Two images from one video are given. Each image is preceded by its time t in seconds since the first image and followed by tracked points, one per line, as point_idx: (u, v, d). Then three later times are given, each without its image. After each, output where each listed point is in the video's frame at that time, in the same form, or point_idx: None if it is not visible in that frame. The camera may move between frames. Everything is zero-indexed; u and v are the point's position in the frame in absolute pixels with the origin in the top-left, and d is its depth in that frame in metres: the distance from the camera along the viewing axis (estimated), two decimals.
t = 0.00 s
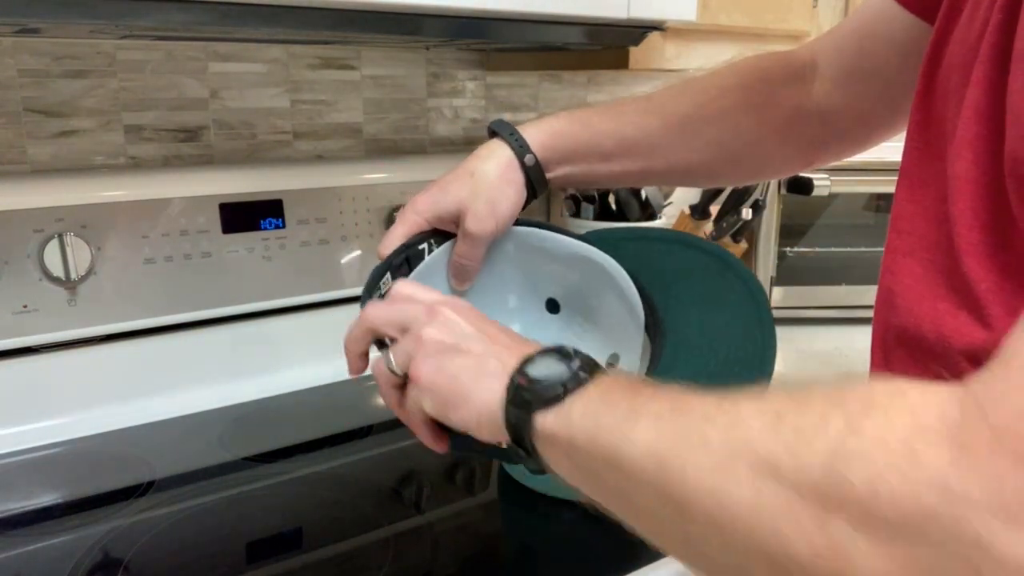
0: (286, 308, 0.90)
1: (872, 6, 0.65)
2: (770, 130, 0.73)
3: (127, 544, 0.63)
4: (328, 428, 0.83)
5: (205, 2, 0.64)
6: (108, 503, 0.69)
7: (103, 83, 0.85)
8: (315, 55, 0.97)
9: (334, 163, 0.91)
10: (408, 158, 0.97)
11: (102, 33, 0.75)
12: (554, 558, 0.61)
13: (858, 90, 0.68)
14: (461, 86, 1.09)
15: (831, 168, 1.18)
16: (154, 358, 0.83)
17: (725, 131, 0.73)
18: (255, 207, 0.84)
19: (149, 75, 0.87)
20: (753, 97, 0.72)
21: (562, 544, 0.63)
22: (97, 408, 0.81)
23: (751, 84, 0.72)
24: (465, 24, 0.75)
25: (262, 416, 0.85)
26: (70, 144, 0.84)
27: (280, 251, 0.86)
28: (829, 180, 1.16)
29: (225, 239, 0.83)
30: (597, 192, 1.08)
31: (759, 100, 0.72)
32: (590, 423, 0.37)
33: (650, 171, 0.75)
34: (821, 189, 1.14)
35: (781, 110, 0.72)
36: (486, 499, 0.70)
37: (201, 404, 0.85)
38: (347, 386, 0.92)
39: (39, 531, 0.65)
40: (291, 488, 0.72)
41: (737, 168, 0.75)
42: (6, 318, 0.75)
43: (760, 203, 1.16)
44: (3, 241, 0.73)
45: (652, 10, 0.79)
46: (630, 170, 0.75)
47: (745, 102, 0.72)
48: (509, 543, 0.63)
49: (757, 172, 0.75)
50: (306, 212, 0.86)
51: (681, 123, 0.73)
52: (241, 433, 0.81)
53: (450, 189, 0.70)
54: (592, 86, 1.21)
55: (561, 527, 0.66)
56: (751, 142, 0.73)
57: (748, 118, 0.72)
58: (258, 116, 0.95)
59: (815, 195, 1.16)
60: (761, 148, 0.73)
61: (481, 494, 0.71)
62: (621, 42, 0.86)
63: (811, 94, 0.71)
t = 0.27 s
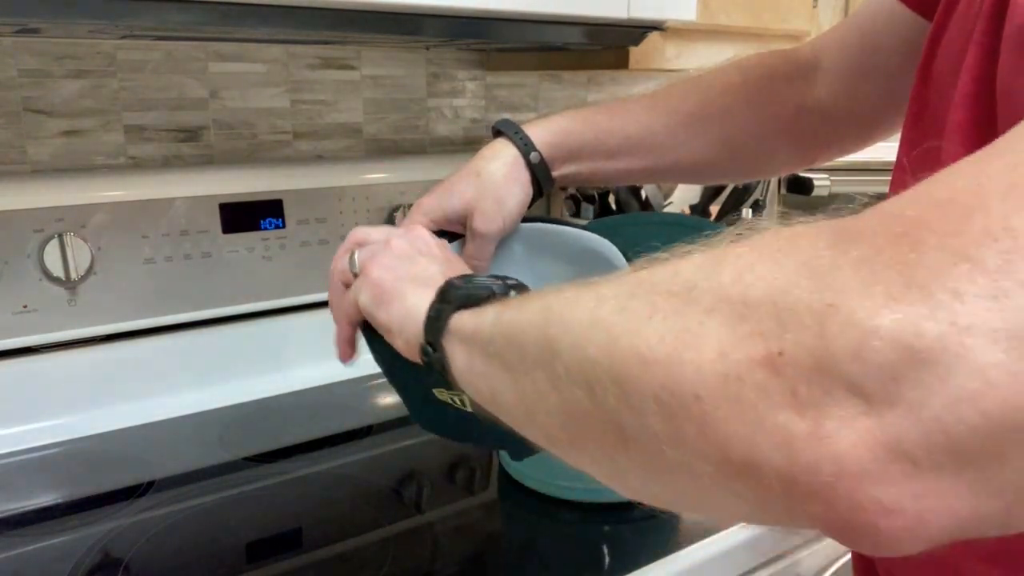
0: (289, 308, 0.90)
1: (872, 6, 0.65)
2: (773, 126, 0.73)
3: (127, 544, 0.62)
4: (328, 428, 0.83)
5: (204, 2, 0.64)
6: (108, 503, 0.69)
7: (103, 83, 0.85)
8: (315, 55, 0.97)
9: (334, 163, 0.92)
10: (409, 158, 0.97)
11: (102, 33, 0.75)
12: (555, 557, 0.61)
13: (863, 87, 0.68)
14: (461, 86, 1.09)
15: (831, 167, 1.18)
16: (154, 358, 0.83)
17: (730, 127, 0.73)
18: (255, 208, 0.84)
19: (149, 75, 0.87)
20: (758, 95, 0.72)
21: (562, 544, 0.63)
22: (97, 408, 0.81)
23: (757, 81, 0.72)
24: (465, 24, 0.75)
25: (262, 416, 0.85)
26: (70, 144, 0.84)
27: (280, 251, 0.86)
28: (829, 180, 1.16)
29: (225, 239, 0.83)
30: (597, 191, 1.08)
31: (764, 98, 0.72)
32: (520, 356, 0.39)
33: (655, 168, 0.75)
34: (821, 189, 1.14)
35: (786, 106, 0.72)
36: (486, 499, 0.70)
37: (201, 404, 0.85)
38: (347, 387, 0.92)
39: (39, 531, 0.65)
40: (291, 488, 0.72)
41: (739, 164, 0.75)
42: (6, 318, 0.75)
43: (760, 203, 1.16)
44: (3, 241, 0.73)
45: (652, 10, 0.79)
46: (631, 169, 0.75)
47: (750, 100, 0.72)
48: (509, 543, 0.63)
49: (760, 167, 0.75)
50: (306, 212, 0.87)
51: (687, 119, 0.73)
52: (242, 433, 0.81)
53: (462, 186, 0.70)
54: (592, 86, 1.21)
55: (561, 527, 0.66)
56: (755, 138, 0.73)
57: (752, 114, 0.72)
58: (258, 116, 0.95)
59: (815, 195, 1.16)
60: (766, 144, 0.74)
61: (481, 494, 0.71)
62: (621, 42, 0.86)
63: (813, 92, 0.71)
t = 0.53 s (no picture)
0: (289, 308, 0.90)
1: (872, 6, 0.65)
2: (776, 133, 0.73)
3: (127, 544, 0.63)
4: (328, 428, 0.83)
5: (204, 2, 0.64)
6: (108, 503, 0.69)
7: (103, 83, 0.85)
8: (315, 55, 0.97)
9: (334, 163, 0.92)
10: (409, 158, 0.97)
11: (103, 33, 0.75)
12: (555, 558, 0.61)
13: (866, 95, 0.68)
14: (461, 86, 1.09)
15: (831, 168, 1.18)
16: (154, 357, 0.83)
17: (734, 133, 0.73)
18: (255, 208, 0.84)
19: (149, 75, 0.87)
20: (761, 101, 0.72)
21: (561, 544, 0.63)
22: (97, 408, 0.81)
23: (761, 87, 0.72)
24: (464, 25, 0.75)
25: (262, 416, 0.85)
26: (70, 144, 0.84)
27: (280, 250, 0.86)
28: (829, 181, 1.16)
29: (225, 239, 0.83)
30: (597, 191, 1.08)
31: (767, 104, 0.72)
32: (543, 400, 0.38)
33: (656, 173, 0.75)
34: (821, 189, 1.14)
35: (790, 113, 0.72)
36: (485, 499, 0.70)
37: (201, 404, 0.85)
38: (347, 386, 0.92)
39: (39, 531, 0.65)
40: (290, 488, 0.72)
41: (742, 170, 0.75)
42: (6, 318, 0.75)
43: (760, 203, 1.16)
44: (3, 241, 0.73)
45: (652, 11, 0.79)
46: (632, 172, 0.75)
47: (753, 105, 0.72)
48: (508, 543, 0.63)
49: (763, 174, 0.75)
50: (306, 212, 0.87)
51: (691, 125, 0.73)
52: (242, 432, 0.82)
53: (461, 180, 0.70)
54: (592, 87, 1.21)
55: (561, 527, 0.66)
56: (757, 145, 0.73)
57: (755, 121, 0.72)
58: (258, 115, 0.95)
59: (815, 195, 1.16)
60: (768, 150, 0.74)
61: (480, 494, 0.71)
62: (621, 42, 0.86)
63: (815, 99, 0.70)
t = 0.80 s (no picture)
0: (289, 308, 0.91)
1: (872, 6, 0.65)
2: (777, 130, 0.73)
3: (127, 544, 0.63)
4: (328, 428, 0.83)
5: (204, 2, 0.64)
6: (108, 503, 0.69)
7: (103, 83, 0.85)
8: (315, 55, 0.97)
9: (334, 163, 0.92)
10: (409, 157, 0.97)
11: (103, 33, 0.75)
12: (555, 557, 0.61)
13: (867, 93, 0.69)
14: (461, 86, 1.09)
15: (831, 168, 1.18)
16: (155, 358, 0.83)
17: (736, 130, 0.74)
18: (255, 208, 0.84)
19: (149, 75, 0.87)
20: (762, 99, 0.73)
21: (561, 544, 0.63)
22: (97, 407, 0.81)
23: (762, 83, 0.73)
24: (464, 24, 0.75)
25: (262, 416, 0.85)
26: (70, 144, 0.84)
27: (280, 250, 0.86)
28: (828, 181, 1.16)
29: (225, 239, 0.83)
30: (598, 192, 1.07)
31: (768, 102, 0.73)
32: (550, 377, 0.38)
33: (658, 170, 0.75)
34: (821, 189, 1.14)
35: (790, 109, 0.72)
36: (485, 499, 0.70)
37: (201, 404, 0.85)
38: (347, 386, 0.92)
39: (39, 531, 0.65)
40: (290, 488, 0.72)
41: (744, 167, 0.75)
42: (6, 318, 0.75)
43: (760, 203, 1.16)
44: (3, 241, 0.73)
45: (652, 11, 0.79)
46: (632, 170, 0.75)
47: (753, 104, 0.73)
48: (508, 543, 0.63)
49: (764, 172, 0.76)
50: (306, 212, 0.87)
51: (694, 119, 0.74)
52: (242, 432, 0.82)
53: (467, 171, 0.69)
54: (591, 87, 1.21)
55: (561, 527, 0.66)
56: (759, 141, 0.74)
57: (757, 117, 0.73)
58: (258, 115, 0.95)
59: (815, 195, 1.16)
60: (769, 146, 0.74)
61: (480, 493, 0.71)
62: (621, 42, 0.86)
63: (815, 96, 0.71)
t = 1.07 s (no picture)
0: (290, 308, 0.90)
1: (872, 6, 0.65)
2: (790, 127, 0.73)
3: (127, 544, 0.63)
4: (329, 428, 0.83)
5: (204, 2, 0.64)
6: (108, 503, 0.69)
7: (103, 83, 0.85)
8: (315, 55, 0.97)
9: (334, 163, 0.92)
10: (409, 157, 0.97)
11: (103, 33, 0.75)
12: (555, 557, 0.61)
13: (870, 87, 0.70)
14: (461, 86, 1.09)
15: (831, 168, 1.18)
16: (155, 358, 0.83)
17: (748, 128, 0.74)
18: (255, 208, 0.84)
19: (149, 75, 0.87)
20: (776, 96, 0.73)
21: (562, 544, 0.63)
22: (98, 407, 0.81)
23: (772, 82, 0.73)
24: (464, 24, 0.75)
25: (262, 416, 0.85)
26: (70, 144, 0.84)
27: (280, 250, 0.86)
28: (828, 181, 1.16)
29: (225, 239, 0.83)
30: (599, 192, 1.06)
31: (779, 100, 0.73)
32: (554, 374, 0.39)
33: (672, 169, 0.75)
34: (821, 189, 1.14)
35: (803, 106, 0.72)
36: (486, 499, 0.70)
37: (201, 404, 0.85)
38: (347, 387, 0.92)
39: (39, 531, 0.65)
40: (290, 488, 0.72)
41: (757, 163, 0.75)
42: (6, 318, 0.75)
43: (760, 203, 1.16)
44: (3, 242, 0.73)
45: (652, 11, 0.79)
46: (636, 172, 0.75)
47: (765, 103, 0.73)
48: (509, 542, 0.63)
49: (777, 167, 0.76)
50: (306, 212, 0.87)
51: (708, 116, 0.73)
52: (242, 432, 0.82)
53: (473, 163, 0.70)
54: (591, 87, 1.21)
55: (561, 526, 0.66)
56: (773, 137, 0.74)
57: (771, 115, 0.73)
58: (258, 116, 0.95)
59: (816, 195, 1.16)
60: (783, 143, 0.74)
61: (481, 493, 0.71)
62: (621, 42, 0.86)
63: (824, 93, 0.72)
